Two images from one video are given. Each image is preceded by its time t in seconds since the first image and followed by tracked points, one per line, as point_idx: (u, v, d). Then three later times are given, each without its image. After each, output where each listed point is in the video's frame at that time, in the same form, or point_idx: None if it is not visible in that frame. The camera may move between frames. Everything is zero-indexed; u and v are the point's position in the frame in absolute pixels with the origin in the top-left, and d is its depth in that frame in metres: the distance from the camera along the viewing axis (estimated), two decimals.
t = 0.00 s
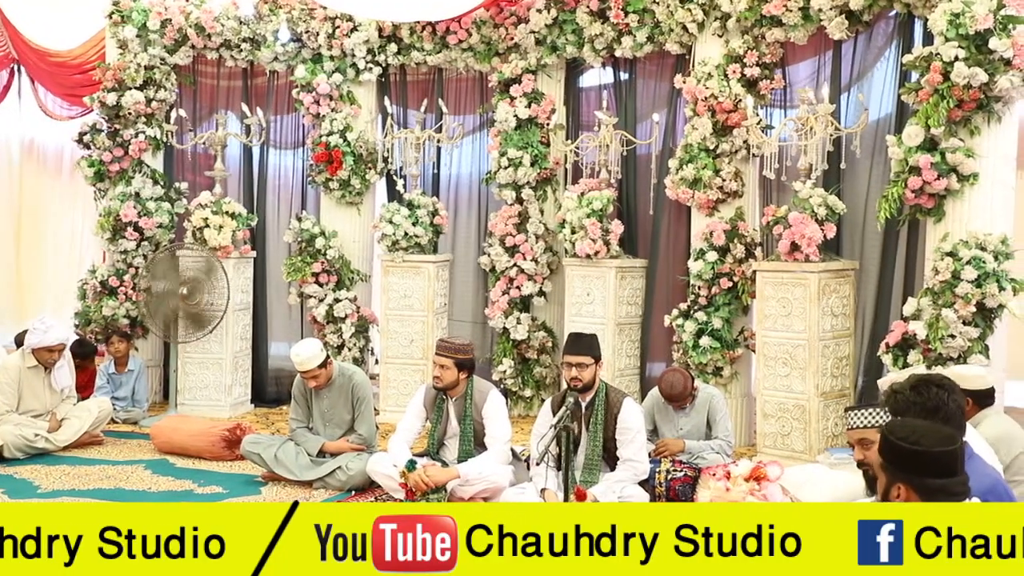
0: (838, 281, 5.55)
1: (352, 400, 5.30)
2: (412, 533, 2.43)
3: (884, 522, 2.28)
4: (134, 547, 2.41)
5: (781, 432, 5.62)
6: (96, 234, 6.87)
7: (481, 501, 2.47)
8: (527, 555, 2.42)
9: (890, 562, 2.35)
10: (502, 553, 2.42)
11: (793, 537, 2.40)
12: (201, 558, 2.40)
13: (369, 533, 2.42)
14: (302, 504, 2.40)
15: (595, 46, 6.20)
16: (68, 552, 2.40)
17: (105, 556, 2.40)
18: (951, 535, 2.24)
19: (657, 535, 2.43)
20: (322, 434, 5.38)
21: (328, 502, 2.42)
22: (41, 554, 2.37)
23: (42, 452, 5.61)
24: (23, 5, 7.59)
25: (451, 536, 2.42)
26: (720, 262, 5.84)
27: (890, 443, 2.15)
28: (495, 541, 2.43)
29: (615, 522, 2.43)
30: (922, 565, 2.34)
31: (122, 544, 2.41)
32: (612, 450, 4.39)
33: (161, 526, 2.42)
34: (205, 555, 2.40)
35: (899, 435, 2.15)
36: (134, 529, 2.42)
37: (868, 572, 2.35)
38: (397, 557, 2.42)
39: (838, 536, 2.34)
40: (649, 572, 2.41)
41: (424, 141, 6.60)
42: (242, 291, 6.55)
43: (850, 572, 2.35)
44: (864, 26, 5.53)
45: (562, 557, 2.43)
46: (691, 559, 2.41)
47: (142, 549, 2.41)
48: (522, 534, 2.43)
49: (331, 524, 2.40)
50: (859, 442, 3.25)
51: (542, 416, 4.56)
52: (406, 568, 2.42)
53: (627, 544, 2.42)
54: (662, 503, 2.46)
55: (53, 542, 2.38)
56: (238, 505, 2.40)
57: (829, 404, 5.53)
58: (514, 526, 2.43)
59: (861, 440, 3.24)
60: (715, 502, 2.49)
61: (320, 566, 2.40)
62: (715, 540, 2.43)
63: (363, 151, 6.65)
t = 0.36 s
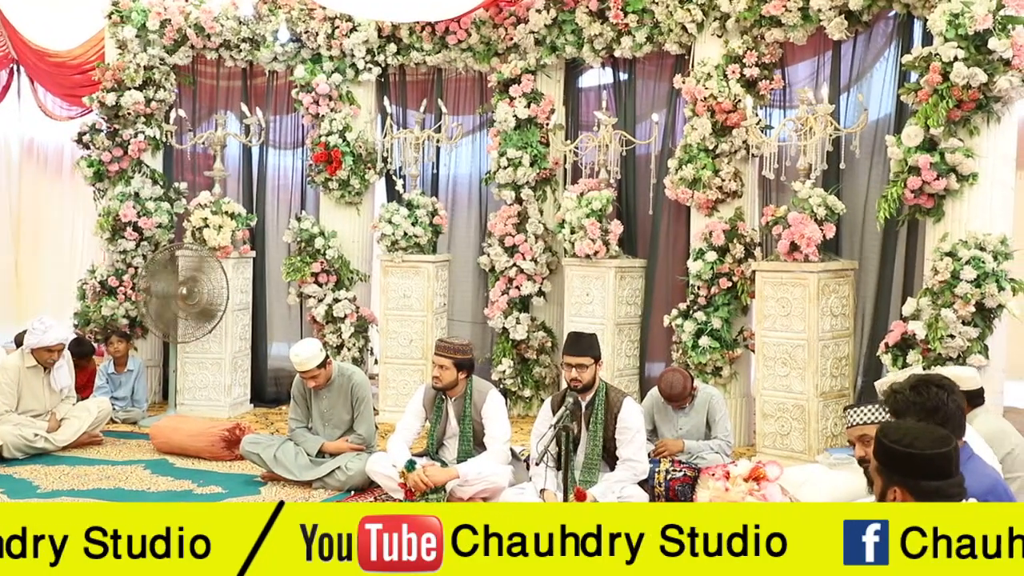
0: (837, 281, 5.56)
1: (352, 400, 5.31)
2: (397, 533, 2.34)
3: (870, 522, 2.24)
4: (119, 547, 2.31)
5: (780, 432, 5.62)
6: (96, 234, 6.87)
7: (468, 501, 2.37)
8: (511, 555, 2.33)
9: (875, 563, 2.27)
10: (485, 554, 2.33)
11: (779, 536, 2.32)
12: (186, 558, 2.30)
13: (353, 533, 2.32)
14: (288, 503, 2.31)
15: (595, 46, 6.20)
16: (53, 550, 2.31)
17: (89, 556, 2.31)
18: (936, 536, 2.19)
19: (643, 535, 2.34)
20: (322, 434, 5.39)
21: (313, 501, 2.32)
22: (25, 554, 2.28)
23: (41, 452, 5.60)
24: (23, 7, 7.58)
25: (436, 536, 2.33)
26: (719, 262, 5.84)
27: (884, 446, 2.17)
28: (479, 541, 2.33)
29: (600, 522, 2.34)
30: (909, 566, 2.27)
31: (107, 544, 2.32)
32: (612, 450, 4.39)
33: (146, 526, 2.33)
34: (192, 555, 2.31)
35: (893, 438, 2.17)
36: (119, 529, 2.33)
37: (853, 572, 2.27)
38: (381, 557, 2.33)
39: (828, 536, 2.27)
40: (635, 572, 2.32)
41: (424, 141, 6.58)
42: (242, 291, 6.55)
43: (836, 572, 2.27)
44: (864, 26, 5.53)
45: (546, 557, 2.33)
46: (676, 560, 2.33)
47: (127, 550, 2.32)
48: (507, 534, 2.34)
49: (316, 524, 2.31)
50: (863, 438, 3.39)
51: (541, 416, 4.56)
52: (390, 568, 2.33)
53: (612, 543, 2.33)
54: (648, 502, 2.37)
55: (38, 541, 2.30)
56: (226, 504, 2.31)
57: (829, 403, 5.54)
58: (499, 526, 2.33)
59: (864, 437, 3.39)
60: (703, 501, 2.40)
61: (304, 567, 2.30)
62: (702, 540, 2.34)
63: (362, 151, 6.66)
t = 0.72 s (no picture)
0: (837, 281, 5.56)
1: (351, 400, 5.31)
2: (383, 534, 2.40)
3: (855, 521, 2.31)
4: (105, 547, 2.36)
5: (779, 432, 5.62)
6: (95, 234, 6.86)
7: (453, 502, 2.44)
8: (497, 555, 2.39)
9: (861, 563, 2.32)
10: (471, 554, 2.39)
11: (764, 537, 2.38)
12: (172, 558, 2.35)
13: (340, 534, 2.37)
14: (273, 504, 2.36)
15: (594, 47, 6.20)
16: (38, 552, 2.35)
17: (76, 556, 2.35)
18: (921, 535, 2.23)
19: (628, 535, 2.40)
20: (321, 434, 5.39)
21: (300, 502, 2.37)
22: (11, 554, 2.33)
23: (40, 453, 5.60)
24: (25, 7, 7.61)
25: (421, 536, 2.40)
26: (719, 262, 5.84)
27: (885, 447, 2.17)
28: (465, 542, 2.40)
29: (587, 522, 2.40)
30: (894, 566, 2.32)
31: (94, 543, 2.37)
32: (611, 451, 4.39)
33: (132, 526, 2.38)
34: (177, 555, 2.36)
35: (894, 438, 2.17)
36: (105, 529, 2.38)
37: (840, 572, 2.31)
38: (368, 557, 2.39)
39: (812, 535, 2.33)
40: (620, 572, 2.38)
41: (423, 142, 6.54)
42: (241, 292, 6.54)
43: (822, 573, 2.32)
44: (863, 26, 5.53)
45: (532, 557, 2.39)
46: (662, 559, 2.38)
47: (113, 550, 2.37)
48: (493, 534, 2.40)
49: (302, 524, 2.36)
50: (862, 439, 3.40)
51: (540, 417, 4.57)
52: (377, 568, 2.39)
53: (598, 544, 2.40)
54: (633, 503, 2.43)
55: (24, 541, 2.34)
56: (212, 505, 2.36)
57: (828, 404, 5.54)
58: (486, 527, 2.40)
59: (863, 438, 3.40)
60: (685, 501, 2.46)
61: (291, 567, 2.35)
62: (686, 540, 2.40)
63: (362, 151, 6.65)
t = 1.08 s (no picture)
0: (837, 267, 5.56)
1: (352, 383, 5.33)
2: (369, 533, 2.61)
3: (842, 522, 2.51)
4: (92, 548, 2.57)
5: (779, 418, 5.64)
6: (95, 220, 6.85)
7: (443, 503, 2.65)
8: (483, 555, 2.61)
9: (842, 561, 2.52)
10: (457, 553, 2.60)
11: (749, 536, 2.59)
12: (157, 558, 2.56)
13: (325, 534, 2.59)
14: (258, 504, 2.57)
15: (595, 32, 6.17)
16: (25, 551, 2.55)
17: (61, 556, 2.54)
18: (908, 536, 2.43)
19: (614, 535, 2.62)
20: (322, 419, 5.41)
21: (284, 504, 2.59)
22: None
23: (42, 437, 5.61)
24: None
25: (406, 536, 2.62)
26: (719, 248, 5.83)
27: (885, 432, 2.28)
28: (451, 541, 2.61)
29: (572, 523, 2.61)
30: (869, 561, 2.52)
31: (79, 544, 2.58)
32: (611, 435, 4.41)
33: (117, 526, 2.59)
34: (164, 555, 2.56)
35: (893, 423, 2.29)
36: (90, 529, 2.58)
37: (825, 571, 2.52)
38: (353, 557, 2.60)
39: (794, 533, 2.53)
40: (606, 571, 2.60)
41: (423, 127, 6.61)
42: (242, 276, 6.54)
43: (808, 571, 2.52)
44: (866, 12, 5.51)
45: (517, 556, 2.60)
46: (647, 559, 2.60)
47: (98, 550, 2.57)
48: (478, 534, 2.61)
49: (288, 524, 2.57)
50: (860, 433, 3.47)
51: (540, 402, 4.58)
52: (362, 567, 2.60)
53: (584, 544, 2.62)
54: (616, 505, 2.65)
55: (10, 541, 2.55)
56: (194, 505, 2.57)
57: (828, 389, 5.55)
58: (470, 527, 2.61)
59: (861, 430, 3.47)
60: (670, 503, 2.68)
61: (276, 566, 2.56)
62: (671, 540, 2.62)
63: (361, 136, 6.61)
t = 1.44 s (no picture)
0: (837, 248, 5.56)
1: (351, 364, 5.34)
2: (354, 533, 2.52)
3: (826, 521, 2.27)
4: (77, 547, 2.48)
5: (777, 398, 5.65)
6: (93, 199, 6.82)
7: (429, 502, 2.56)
8: (468, 555, 2.51)
9: (832, 563, 2.36)
10: (442, 553, 2.51)
11: (736, 537, 2.44)
12: (142, 558, 2.47)
13: (310, 533, 2.50)
14: (244, 505, 2.48)
15: (595, 11, 6.14)
16: (11, 551, 2.47)
17: (47, 556, 2.45)
18: (893, 536, 2.27)
19: (599, 535, 2.51)
20: (321, 399, 5.42)
21: (271, 503, 2.49)
22: None
23: (40, 417, 5.60)
24: None
25: (392, 536, 2.51)
26: (718, 229, 5.83)
27: (882, 411, 2.32)
28: (436, 541, 2.51)
29: (558, 522, 2.51)
30: (865, 565, 2.35)
31: (63, 545, 2.46)
32: (609, 416, 4.43)
33: (102, 526, 2.50)
34: (148, 555, 2.47)
35: (890, 403, 2.32)
36: (76, 530, 2.48)
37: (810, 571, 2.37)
38: (339, 557, 2.51)
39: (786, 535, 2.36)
40: (591, 571, 2.50)
41: (423, 107, 6.53)
42: (240, 257, 6.52)
43: (793, 571, 2.38)
44: None
45: (504, 556, 2.51)
46: (632, 559, 2.49)
47: (84, 550, 2.48)
48: (464, 534, 2.51)
49: (273, 524, 2.48)
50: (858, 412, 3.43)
51: (538, 382, 4.59)
52: (348, 568, 2.50)
53: (570, 543, 2.50)
54: (606, 503, 2.54)
55: None
56: (181, 505, 2.48)
57: (826, 369, 5.55)
58: (456, 527, 2.51)
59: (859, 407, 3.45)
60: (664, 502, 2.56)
61: (262, 566, 2.48)
62: (657, 540, 2.50)
63: (361, 116, 6.58)
